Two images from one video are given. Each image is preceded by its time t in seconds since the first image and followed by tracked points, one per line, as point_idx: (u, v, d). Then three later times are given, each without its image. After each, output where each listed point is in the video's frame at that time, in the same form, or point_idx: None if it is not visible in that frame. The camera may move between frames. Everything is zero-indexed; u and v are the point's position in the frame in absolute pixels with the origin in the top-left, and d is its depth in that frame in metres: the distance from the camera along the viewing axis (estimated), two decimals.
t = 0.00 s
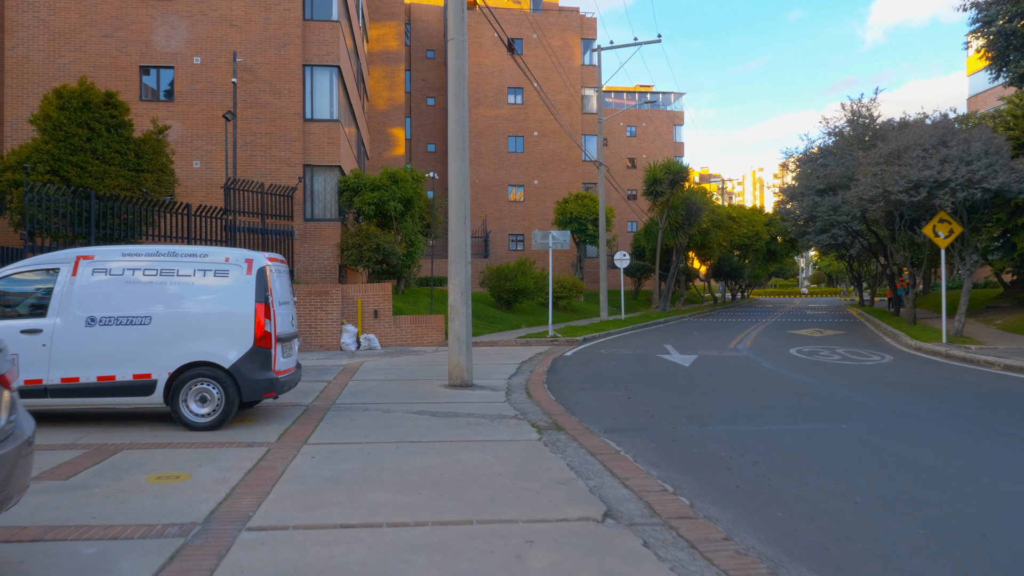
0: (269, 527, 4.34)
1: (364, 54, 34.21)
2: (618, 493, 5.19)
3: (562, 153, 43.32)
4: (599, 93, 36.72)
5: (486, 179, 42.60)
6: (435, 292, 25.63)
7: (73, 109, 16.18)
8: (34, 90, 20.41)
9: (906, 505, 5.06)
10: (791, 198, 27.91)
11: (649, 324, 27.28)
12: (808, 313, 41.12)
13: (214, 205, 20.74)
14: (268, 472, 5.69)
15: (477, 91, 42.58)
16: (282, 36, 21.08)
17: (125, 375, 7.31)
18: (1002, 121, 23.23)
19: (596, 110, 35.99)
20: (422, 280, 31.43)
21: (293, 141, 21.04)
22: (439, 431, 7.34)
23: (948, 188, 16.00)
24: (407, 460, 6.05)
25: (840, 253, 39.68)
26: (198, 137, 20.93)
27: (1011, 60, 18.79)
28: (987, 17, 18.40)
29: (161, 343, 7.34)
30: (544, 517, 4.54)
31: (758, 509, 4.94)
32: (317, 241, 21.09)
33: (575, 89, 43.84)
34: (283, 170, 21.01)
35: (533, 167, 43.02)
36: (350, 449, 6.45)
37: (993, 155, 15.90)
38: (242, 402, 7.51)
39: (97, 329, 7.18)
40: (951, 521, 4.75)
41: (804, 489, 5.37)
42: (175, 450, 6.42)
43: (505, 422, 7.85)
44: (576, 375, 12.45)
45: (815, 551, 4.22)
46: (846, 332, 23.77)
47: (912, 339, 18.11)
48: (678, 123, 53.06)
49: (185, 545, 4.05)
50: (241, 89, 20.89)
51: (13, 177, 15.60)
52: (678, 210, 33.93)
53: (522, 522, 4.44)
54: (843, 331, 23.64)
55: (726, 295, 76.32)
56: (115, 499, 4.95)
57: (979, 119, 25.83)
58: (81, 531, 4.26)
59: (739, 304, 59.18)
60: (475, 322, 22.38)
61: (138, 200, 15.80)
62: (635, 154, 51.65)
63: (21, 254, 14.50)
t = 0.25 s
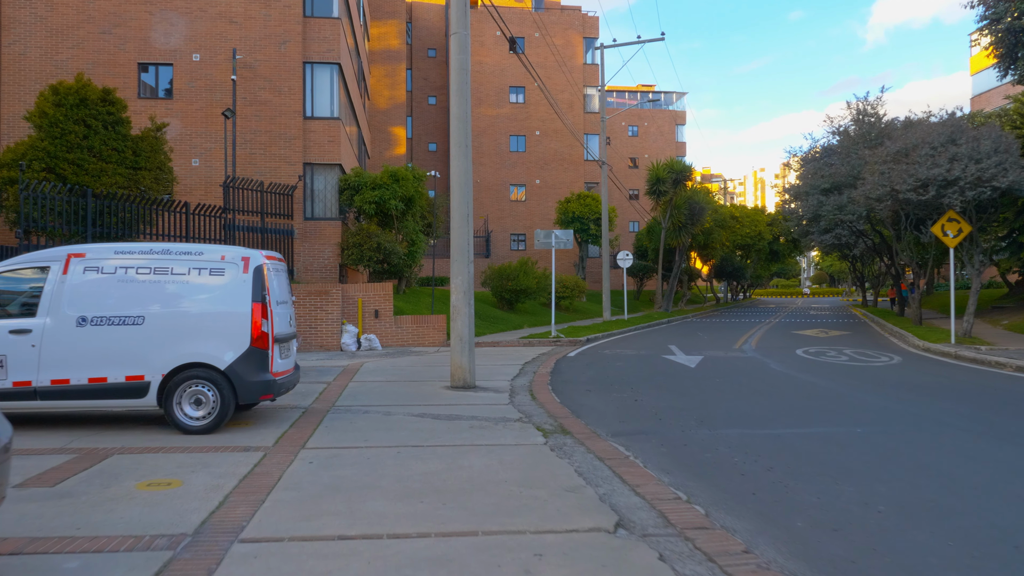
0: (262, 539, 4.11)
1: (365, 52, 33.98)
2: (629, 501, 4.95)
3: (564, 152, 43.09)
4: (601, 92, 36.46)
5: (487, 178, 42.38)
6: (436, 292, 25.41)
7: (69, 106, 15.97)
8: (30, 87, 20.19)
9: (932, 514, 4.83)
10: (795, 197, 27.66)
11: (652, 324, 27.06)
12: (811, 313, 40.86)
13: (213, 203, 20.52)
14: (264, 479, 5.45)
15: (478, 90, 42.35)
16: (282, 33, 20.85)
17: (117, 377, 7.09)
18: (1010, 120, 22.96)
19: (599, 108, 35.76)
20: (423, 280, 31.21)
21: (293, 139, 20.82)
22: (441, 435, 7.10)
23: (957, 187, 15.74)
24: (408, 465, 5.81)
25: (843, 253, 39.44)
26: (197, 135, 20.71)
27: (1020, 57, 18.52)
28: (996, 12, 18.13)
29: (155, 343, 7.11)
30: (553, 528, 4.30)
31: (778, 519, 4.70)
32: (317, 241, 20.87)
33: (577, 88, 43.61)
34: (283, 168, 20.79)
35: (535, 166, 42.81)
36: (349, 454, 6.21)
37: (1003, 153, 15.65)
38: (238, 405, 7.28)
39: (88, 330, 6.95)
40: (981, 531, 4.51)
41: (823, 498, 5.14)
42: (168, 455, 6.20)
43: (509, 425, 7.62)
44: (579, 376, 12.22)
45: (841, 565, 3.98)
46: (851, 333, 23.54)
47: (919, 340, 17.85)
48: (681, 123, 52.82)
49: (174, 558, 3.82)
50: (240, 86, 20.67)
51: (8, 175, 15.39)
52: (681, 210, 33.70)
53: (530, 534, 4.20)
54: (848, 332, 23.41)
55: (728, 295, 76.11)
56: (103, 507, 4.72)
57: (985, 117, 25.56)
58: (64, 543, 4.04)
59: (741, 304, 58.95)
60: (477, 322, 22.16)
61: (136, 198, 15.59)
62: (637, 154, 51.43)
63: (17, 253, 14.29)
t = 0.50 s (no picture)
0: (253, 551, 3.87)
1: (366, 50, 33.79)
2: (640, 509, 4.71)
3: (566, 151, 42.84)
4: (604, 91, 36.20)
5: (489, 177, 42.16)
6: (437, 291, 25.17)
7: (65, 102, 15.73)
8: (27, 84, 19.97)
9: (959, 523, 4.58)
10: (799, 197, 27.42)
11: (655, 324, 26.81)
12: (814, 313, 40.59)
13: (212, 201, 20.29)
14: (257, 485, 5.21)
15: (479, 89, 42.11)
16: (281, 30, 20.62)
17: (108, 378, 6.85)
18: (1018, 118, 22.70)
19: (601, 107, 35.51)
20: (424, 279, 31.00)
21: (293, 136, 20.58)
22: (443, 438, 6.86)
23: (966, 185, 15.49)
24: (408, 471, 5.57)
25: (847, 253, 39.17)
26: (195, 133, 20.48)
27: None
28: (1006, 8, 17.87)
29: (147, 343, 6.87)
30: (561, 539, 4.07)
31: (798, 529, 4.45)
32: (317, 240, 20.65)
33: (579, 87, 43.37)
34: (282, 166, 20.56)
35: (536, 166, 42.58)
36: (346, 459, 5.97)
37: (1013, 150, 15.40)
38: (233, 407, 7.05)
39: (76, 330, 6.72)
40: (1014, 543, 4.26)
41: (844, 506, 4.89)
42: (159, 459, 5.95)
43: (513, 428, 7.38)
44: (583, 377, 11.97)
45: None
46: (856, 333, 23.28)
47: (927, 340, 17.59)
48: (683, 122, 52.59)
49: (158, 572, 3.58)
50: (240, 84, 20.43)
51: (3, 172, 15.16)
52: (683, 209, 33.44)
53: (537, 546, 3.96)
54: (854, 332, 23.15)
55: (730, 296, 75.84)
56: (87, 516, 4.49)
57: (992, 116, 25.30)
58: (42, 556, 3.79)
59: (743, 304, 58.71)
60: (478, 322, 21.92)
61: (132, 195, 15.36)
62: (639, 153, 51.20)
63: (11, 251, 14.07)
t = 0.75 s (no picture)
0: (245, 568, 3.63)
1: (367, 48, 33.58)
2: (655, 522, 4.45)
3: (568, 150, 42.59)
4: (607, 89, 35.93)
5: (490, 176, 41.94)
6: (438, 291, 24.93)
7: (61, 99, 15.50)
8: (24, 81, 19.75)
9: (992, 536, 4.33)
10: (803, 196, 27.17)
11: (659, 324, 26.57)
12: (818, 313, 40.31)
13: (211, 200, 20.06)
14: (251, 494, 4.96)
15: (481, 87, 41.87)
16: (281, 26, 20.38)
17: (99, 381, 6.62)
18: None
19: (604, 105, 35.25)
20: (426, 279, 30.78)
21: (293, 134, 20.34)
22: (445, 443, 6.61)
23: (978, 183, 15.22)
24: (410, 479, 5.32)
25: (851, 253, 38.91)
26: (194, 131, 20.26)
27: None
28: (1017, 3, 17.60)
29: (139, 345, 6.63)
30: (573, 555, 3.82)
31: (823, 543, 4.20)
32: (317, 238, 20.42)
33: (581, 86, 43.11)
34: (282, 165, 20.33)
35: (538, 165, 42.34)
36: (345, 466, 5.73)
37: None
38: (228, 411, 6.80)
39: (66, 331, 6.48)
40: None
41: (869, 518, 4.64)
42: (150, 466, 5.71)
43: (518, 432, 7.13)
44: (589, 379, 11.72)
45: None
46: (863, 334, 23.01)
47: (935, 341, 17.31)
48: (685, 121, 52.33)
49: None
50: (239, 81, 20.20)
51: None
52: (687, 208, 33.19)
53: (547, 564, 3.72)
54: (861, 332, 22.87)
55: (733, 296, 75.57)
56: (70, 528, 4.24)
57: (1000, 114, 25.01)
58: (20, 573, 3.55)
59: (746, 304, 58.46)
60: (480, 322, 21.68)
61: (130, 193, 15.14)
62: (641, 152, 50.97)
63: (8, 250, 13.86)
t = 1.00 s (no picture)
0: None
1: (370, 47, 33.38)
2: (674, 531, 4.22)
3: (572, 149, 42.35)
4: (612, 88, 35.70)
5: (494, 175, 41.72)
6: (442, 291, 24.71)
7: (61, 96, 15.30)
8: (24, 79, 19.57)
9: None
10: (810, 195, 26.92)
11: (664, 325, 26.33)
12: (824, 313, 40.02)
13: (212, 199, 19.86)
14: (249, 501, 4.74)
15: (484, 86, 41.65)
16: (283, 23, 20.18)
17: (93, 382, 6.40)
18: None
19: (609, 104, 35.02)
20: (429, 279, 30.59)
21: (295, 132, 20.14)
22: (451, 447, 6.38)
23: (991, 180, 14.98)
24: (415, 485, 5.09)
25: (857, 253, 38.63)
26: (196, 128, 20.07)
27: None
28: None
29: (135, 345, 6.41)
30: (589, 569, 3.59)
31: (853, 556, 3.96)
32: (319, 237, 20.21)
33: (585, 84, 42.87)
34: (285, 163, 20.13)
35: (542, 164, 42.10)
36: (347, 471, 5.50)
37: None
38: (226, 413, 6.59)
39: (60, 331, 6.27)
40: None
41: (898, 528, 4.39)
42: (145, 471, 5.50)
43: (526, 435, 6.90)
44: (596, 380, 11.49)
45: None
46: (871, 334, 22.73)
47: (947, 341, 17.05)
48: (689, 121, 52.07)
49: None
50: (240, 79, 20.00)
51: None
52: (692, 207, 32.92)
53: None
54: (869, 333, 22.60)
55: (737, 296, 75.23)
56: (58, 538, 4.02)
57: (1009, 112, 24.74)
58: None
59: (750, 304, 58.18)
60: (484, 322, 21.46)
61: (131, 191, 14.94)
62: (644, 152, 50.73)
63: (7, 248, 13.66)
